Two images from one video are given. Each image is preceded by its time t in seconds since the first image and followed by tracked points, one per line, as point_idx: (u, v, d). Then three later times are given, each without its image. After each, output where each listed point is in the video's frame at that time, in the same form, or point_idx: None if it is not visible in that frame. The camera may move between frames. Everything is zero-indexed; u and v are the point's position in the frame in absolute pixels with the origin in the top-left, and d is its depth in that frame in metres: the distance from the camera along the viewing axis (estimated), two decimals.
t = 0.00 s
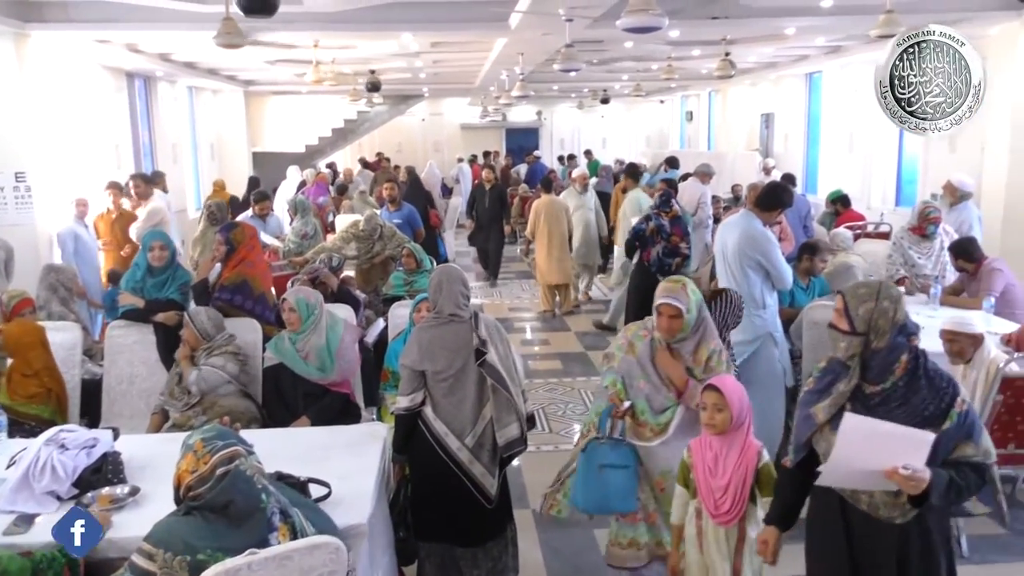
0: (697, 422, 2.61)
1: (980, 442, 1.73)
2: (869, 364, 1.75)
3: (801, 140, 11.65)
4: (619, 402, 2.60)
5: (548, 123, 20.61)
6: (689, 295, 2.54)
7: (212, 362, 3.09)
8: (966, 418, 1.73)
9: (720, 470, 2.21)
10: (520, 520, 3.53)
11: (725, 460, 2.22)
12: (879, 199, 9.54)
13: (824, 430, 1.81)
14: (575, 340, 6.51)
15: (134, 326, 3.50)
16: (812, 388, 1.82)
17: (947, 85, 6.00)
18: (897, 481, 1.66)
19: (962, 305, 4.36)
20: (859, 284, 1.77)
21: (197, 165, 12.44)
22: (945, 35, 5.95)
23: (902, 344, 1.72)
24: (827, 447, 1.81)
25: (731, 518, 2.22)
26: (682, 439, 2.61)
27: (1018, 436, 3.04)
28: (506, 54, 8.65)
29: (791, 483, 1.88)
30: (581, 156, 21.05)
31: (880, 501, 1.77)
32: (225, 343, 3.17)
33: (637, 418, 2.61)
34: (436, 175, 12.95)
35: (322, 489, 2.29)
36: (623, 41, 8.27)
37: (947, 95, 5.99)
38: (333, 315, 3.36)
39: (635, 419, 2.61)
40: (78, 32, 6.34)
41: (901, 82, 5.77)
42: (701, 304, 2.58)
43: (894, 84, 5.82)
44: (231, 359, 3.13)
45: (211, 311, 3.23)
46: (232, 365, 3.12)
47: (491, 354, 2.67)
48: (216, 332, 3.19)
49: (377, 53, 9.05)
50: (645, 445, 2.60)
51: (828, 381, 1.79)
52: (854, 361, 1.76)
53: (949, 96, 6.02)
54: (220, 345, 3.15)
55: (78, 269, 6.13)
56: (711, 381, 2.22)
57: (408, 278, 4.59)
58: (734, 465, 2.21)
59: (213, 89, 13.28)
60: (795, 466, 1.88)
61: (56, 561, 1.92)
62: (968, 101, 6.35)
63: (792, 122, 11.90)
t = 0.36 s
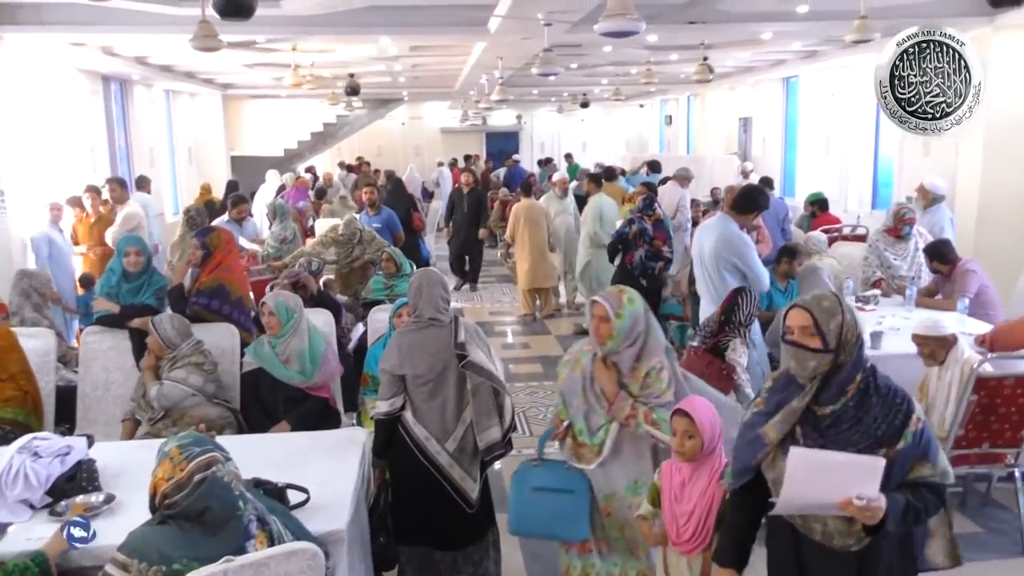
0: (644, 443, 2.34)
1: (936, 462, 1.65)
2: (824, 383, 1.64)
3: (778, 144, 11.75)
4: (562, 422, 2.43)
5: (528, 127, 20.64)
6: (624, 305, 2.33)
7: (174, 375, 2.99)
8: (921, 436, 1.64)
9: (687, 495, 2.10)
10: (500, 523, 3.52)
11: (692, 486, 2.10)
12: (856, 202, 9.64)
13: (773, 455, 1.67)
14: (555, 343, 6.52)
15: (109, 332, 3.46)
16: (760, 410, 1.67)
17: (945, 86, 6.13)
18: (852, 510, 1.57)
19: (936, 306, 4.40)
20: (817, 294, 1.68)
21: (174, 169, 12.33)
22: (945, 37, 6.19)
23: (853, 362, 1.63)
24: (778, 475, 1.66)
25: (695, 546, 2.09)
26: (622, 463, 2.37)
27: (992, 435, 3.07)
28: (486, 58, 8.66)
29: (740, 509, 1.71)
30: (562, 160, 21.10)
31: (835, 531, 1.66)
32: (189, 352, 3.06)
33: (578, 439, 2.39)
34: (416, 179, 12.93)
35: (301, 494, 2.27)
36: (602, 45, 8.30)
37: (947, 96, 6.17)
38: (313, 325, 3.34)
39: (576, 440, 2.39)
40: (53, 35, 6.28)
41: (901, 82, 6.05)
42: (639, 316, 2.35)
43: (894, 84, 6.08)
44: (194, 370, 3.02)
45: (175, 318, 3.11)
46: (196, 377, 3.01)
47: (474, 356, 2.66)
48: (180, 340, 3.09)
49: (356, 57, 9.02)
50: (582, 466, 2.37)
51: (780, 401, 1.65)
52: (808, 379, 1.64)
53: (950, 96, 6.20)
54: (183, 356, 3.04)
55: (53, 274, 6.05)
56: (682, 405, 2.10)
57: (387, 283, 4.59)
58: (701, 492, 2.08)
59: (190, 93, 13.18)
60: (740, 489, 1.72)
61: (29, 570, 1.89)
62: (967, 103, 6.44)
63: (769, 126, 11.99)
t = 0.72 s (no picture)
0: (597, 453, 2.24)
1: (921, 508, 1.54)
2: (812, 414, 1.54)
3: (762, 147, 11.83)
4: (508, 436, 2.28)
5: (513, 129, 20.65)
6: (567, 310, 2.21)
7: (153, 384, 2.93)
8: (907, 480, 1.53)
9: (664, 522, 2.00)
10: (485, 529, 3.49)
11: (671, 517, 1.99)
12: (839, 205, 9.71)
13: (750, 495, 1.58)
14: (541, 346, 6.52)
15: (89, 337, 3.42)
16: (740, 443, 1.61)
17: (946, 86, 6.44)
18: (838, 571, 1.44)
19: (918, 309, 4.44)
20: (815, 317, 1.61)
21: (157, 172, 12.26)
22: (942, 38, 6.42)
23: (841, 392, 1.55)
24: (755, 519, 1.58)
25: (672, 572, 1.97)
26: (576, 478, 2.23)
27: (972, 436, 3.07)
28: (470, 61, 8.66)
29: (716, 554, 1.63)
30: (547, 162, 21.14)
31: None
32: (167, 359, 3.00)
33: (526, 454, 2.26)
34: (401, 182, 12.90)
35: (284, 499, 2.24)
36: (586, 48, 8.33)
37: (948, 96, 6.48)
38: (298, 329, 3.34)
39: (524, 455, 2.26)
40: (33, 36, 6.23)
41: (902, 82, 6.29)
42: (583, 320, 2.22)
43: (895, 84, 6.31)
44: (173, 378, 2.96)
45: (151, 323, 3.02)
46: (175, 385, 2.95)
47: (461, 360, 2.65)
48: (157, 347, 3.01)
49: (340, 59, 9.00)
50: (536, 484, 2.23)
51: (761, 431, 1.58)
52: (797, 407, 1.55)
53: (949, 96, 6.47)
54: (161, 364, 2.97)
55: (32, 278, 5.99)
56: (656, 427, 1.99)
57: (372, 286, 4.57)
58: (678, 520, 1.97)
59: (172, 95, 13.10)
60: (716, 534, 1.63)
61: None
62: (968, 101, 6.72)
63: (752, 129, 12.06)
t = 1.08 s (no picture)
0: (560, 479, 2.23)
1: (902, 547, 1.39)
2: (788, 437, 1.45)
3: (745, 148, 11.88)
4: (473, 455, 2.31)
5: (497, 132, 20.66)
6: (539, 324, 2.20)
7: (124, 397, 2.89)
8: (890, 513, 1.39)
9: (614, 548, 1.94)
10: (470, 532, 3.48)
11: (625, 539, 1.93)
12: (821, 206, 9.78)
13: (718, 521, 1.49)
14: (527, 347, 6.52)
15: (70, 341, 3.38)
16: (709, 462, 1.53)
17: (946, 87, 6.15)
18: None
19: (899, 308, 4.48)
20: (793, 332, 1.51)
21: (139, 175, 12.17)
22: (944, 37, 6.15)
23: (820, 415, 1.45)
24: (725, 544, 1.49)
25: None
26: (536, 503, 2.23)
27: (953, 435, 3.09)
28: (454, 63, 8.66)
29: None
30: (532, 164, 21.16)
31: None
32: (140, 370, 2.94)
33: (489, 473, 2.28)
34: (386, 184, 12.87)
35: (267, 504, 2.22)
36: (570, 50, 8.33)
37: (948, 97, 6.23)
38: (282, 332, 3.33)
39: (487, 475, 2.28)
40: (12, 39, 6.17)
41: (901, 82, 6.19)
42: (553, 335, 2.20)
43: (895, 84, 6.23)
44: (144, 391, 2.91)
45: (122, 332, 2.98)
46: (147, 397, 2.91)
47: (446, 363, 2.66)
48: (130, 356, 2.96)
49: (323, 62, 8.97)
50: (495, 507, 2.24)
51: (730, 451, 1.50)
52: (770, 432, 1.45)
53: (949, 96, 6.22)
54: (132, 376, 2.93)
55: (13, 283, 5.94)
56: (606, 448, 1.91)
57: (356, 289, 4.55)
58: (633, 540, 1.91)
59: (154, 98, 13.02)
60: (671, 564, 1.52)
61: None
62: (969, 101, 6.46)
63: (736, 130, 12.12)
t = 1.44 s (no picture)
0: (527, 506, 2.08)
1: (856, 561, 1.42)
2: (738, 451, 1.45)
3: (723, 149, 11.96)
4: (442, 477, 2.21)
5: (476, 134, 20.66)
6: (503, 335, 2.13)
7: (90, 411, 2.83)
8: (846, 527, 1.42)
9: (541, 575, 1.84)
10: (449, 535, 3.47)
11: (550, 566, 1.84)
12: (797, 207, 9.86)
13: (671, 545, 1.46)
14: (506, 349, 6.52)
15: (43, 347, 3.34)
16: (655, 482, 1.50)
17: (946, 87, 6.14)
18: None
19: (874, 308, 4.53)
20: (738, 340, 1.52)
21: (113, 178, 12.04)
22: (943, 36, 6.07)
23: (771, 427, 1.46)
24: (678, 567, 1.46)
25: None
26: (500, 530, 2.09)
27: (927, 433, 3.13)
28: (432, 65, 8.65)
29: None
30: (511, 166, 21.19)
31: None
32: (107, 381, 2.89)
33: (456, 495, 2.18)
34: (364, 187, 12.83)
35: (244, 509, 2.20)
36: (548, 53, 8.35)
37: (948, 97, 6.21)
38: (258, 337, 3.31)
39: (455, 497, 2.18)
40: None
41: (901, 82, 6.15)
42: (518, 347, 2.11)
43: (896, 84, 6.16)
44: (111, 405, 2.86)
45: (90, 342, 2.93)
46: (114, 411, 2.86)
47: (423, 367, 2.65)
48: (97, 366, 2.92)
49: (301, 64, 8.93)
50: (461, 532, 2.15)
51: (678, 469, 1.47)
52: (720, 446, 1.45)
53: (950, 96, 6.20)
54: (100, 388, 2.88)
55: None
56: (531, 469, 1.84)
57: (334, 292, 4.54)
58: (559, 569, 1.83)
59: (129, 100, 12.89)
60: None
61: None
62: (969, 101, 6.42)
63: (713, 132, 12.20)
